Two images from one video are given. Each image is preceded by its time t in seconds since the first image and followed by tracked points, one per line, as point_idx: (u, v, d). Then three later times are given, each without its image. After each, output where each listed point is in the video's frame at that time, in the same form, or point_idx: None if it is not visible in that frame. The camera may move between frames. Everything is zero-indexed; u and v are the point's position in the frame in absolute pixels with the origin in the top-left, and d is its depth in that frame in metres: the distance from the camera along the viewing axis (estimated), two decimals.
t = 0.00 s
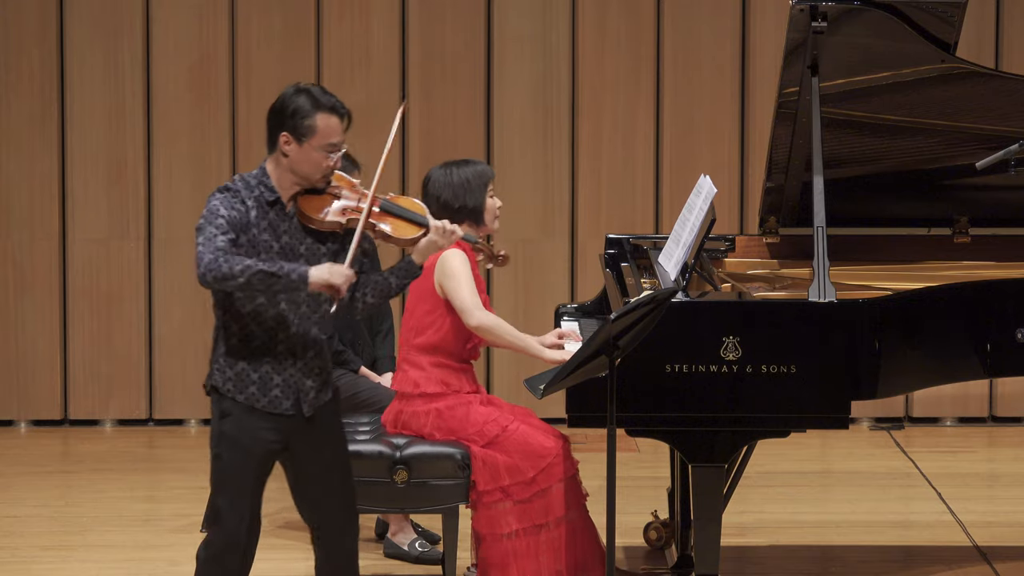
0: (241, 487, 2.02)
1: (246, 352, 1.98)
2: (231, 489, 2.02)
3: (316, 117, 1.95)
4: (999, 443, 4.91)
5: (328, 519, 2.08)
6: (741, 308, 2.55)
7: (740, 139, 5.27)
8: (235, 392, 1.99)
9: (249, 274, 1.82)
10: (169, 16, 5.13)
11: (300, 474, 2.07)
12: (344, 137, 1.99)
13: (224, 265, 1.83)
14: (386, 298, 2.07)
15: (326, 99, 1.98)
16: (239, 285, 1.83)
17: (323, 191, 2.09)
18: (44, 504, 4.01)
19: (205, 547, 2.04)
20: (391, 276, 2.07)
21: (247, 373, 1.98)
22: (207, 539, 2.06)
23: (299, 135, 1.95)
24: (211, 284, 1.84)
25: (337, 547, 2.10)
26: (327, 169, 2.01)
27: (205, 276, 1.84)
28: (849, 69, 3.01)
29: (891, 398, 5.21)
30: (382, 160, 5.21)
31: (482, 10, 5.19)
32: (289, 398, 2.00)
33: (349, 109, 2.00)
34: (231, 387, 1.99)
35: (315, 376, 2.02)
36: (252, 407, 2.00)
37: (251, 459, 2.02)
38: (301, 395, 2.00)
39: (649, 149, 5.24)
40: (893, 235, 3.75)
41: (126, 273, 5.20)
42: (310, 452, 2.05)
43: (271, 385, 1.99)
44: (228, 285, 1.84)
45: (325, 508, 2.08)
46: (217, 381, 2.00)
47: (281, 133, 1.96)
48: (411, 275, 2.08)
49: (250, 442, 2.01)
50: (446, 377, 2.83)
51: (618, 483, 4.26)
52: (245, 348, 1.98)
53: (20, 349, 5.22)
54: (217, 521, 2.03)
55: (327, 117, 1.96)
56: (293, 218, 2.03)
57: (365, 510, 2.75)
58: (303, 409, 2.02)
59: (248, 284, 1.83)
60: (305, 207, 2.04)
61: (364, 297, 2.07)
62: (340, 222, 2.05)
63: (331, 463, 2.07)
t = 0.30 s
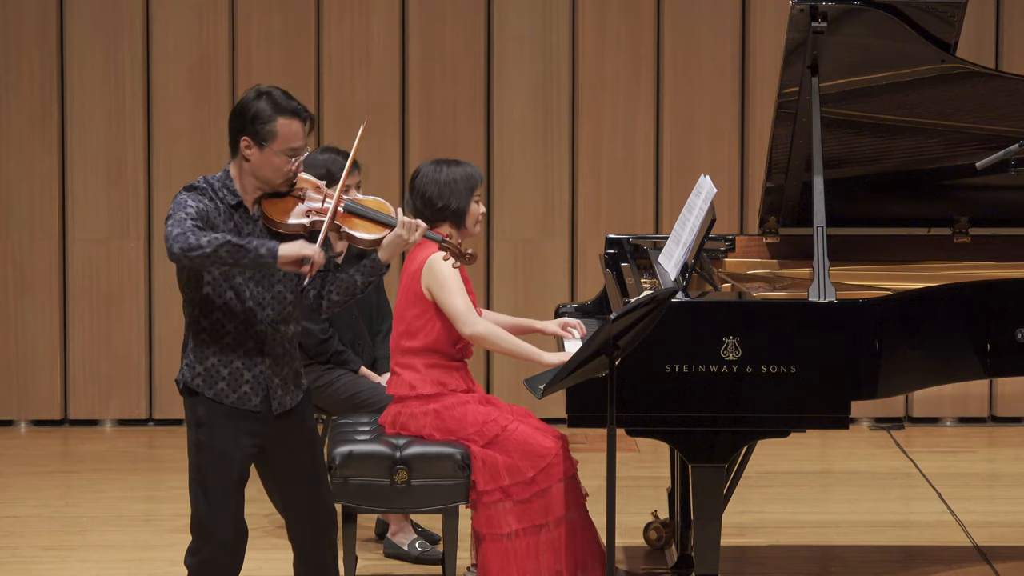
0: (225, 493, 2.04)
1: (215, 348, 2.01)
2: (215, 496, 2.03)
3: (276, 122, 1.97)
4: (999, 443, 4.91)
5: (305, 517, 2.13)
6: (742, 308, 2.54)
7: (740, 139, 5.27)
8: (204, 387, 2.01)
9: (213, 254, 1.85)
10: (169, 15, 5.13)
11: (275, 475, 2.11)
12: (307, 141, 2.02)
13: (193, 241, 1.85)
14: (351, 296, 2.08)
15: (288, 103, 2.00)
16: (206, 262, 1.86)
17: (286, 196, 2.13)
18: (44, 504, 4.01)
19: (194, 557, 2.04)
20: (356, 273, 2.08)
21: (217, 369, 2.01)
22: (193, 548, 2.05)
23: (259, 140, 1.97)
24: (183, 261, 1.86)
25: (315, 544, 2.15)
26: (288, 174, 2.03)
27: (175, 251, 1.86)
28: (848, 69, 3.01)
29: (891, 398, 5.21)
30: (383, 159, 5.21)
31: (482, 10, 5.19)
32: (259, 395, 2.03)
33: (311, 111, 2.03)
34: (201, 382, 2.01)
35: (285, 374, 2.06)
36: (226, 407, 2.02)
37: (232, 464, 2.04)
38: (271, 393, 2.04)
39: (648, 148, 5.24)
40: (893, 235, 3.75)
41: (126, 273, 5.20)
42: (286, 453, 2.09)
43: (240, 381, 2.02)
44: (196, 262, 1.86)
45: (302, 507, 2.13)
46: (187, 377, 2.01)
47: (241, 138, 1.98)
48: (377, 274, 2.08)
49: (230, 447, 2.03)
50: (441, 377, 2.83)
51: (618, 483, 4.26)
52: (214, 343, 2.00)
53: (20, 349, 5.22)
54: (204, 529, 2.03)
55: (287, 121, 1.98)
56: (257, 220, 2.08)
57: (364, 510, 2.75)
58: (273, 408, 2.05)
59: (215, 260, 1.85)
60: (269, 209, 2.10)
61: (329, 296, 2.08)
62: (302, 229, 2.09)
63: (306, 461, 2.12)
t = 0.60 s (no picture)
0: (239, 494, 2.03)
1: (231, 345, 2.00)
2: (229, 497, 2.02)
3: (287, 118, 1.97)
4: (999, 443, 4.91)
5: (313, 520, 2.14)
6: (742, 308, 2.54)
7: (740, 139, 5.27)
8: (221, 385, 2.01)
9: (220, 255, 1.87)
10: (169, 16, 5.13)
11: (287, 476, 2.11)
12: (316, 136, 2.02)
13: (203, 237, 1.87)
14: (366, 288, 2.03)
15: (296, 99, 2.00)
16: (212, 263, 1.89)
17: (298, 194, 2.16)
18: (44, 504, 4.01)
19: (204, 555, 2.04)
20: (371, 266, 2.04)
21: (233, 365, 2.01)
22: (204, 546, 2.06)
23: (271, 137, 1.98)
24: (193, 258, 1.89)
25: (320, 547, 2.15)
26: (301, 169, 2.03)
27: (186, 247, 1.89)
28: (849, 69, 3.01)
29: (890, 398, 5.21)
30: (383, 159, 5.21)
31: (482, 10, 5.19)
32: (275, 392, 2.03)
33: (319, 107, 2.03)
34: (218, 381, 2.01)
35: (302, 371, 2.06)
36: (242, 407, 2.02)
37: (247, 466, 2.03)
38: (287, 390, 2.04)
39: (649, 148, 5.24)
40: (892, 235, 3.75)
41: (127, 273, 5.20)
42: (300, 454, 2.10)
43: (257, 378, 2.01)
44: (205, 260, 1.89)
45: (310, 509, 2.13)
46: (202, 375, 2.01)
47: (253, 136, 1.99)
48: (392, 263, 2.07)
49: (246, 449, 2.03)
50: (441, 377, 2.83)
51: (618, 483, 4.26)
52: (231, 341, 2.00)
53: (20, 349, 5.22)
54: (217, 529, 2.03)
55: (298, 117, 1.98)
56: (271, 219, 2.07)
57: (364, 510, 2.75)
58: (289, 405, 2.05)
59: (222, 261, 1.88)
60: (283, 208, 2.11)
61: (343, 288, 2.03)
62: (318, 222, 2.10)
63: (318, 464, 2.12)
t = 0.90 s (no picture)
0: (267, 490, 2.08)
1: (271, 325, 2.05)
2: (256, 490, 2.07)
3: (321, 112, 2.05)
4: (999, 443, 4.91)
5: (337, 525, 2.16)
6: (741, 308, 2.54)
7: (741, 139, 5.27)
8: (259, 362, 2.05)
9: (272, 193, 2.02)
10: (169, 15, 5.13)
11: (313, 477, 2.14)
12: (346, 128, 2.11)
13: (253, 166, 1.98)
14: (402, 273, 2.05)
15: (327, 92, 2.07)
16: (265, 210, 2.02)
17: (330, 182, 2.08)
18: (44, 504, 4.01)
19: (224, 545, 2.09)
20: (408, 251, 2.06)
21: (272, 345, 2.05)
22: (225, 537, 2.10)
23: (305, 131, 2.05)
24: (245, 185, 1.97)
25: (338, 550, 2.16)
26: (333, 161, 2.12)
27: (239, 179, 1.98)
28: (848, 69, 3.01)
29: (890, 398, 5.22)
30: (383, 159, 5.21)
31: (482, 10, 5.19)
32: (310, 374, 2.07)
33: (349, 99, 2.10)
34: (257, 358, 2.05)
35: (337, 358, 2.10)
36: (279, 402, 2.06)
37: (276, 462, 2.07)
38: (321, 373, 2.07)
39: (649, 148, 5.24)
40: (892, 236, 3.75)
41: (127, 273, 5.20)
42: (330, 456, 2.14)
43: (293, 359, 2.05)
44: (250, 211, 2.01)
45: (333, 514, 2.15)
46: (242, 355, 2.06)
47: (286, 131, 2.06)
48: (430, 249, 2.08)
49: (279, 447, 2.07)
50: (444, 378, 2.82)
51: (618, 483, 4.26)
52: (273, 319, 2.05)
53: (20, 349, 5.22)
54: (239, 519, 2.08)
55: (329, 110, 2.06)
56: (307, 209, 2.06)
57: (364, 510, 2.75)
58: (324, 390, 2.09)
59: (275, 178, 1.96)
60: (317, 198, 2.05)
61: (381, 272, 2.06)
62: (353, 212, 2.04)
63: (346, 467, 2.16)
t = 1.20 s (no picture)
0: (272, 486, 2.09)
1: (278, 318, 2.05)
2: (261, 486, 2.08)
3: (321, 108, 2.05)
4: (999, 443, 4.91)
5: (339, 517, 2.18)
6: (742, 308, 2.54)
7: (740, 139, 5.27)
8: (265, 355, 2.04)
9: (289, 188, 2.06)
10: (169, 15, 5.13)
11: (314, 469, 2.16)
12: (348, 126, 2.10)
13: (317, 165, 1.99)
14: (425, 261, 2.07)
15: (330, 89, 2.07)
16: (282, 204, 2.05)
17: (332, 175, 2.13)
18: (44, 504, 4.01)
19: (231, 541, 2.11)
20: (430, 240, 2.08)
21: (277, 338, 2.05)
22: (233, 531, 2.12)
23: (304, 126, 2.06)
24: (322, 187, 1.98)
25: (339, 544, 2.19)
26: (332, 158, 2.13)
27: (314, 180, 1.97)
28: (849, 69, 3.01)
29: (891, 398, 5.21)
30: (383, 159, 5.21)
31: (482, 10, 5.19)
32: (315, 368, 2.08)
33: (354, 98, 2.10)
34: (263, 351, 2.04)
35: (341, 353, 2.12)
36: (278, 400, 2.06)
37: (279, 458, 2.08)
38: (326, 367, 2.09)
39: (649, 147, 5.24)
40: (892, 236, 3.75)
41: (127, 273, 5.20)
42: (331, 449, 2.15)
43: (298, 352, 2.06)
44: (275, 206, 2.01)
45: (335, 506, 2.18)
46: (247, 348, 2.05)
47: (286, 125, 2.07)
48: (450, 238, 2.10)
49: (281, 444, 2.08)
50: (448, 379, 2.81)
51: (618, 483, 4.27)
52: (281, 311, 2.05)
53: (20, 349, 5.22)
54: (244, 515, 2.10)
55: (331, 108, 2.06)
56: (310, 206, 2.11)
57: (365, 510, 2.75)
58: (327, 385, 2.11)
59: (338, 176, 1.99)
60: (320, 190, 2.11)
61: (403, 262, 2.07)
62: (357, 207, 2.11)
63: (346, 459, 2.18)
